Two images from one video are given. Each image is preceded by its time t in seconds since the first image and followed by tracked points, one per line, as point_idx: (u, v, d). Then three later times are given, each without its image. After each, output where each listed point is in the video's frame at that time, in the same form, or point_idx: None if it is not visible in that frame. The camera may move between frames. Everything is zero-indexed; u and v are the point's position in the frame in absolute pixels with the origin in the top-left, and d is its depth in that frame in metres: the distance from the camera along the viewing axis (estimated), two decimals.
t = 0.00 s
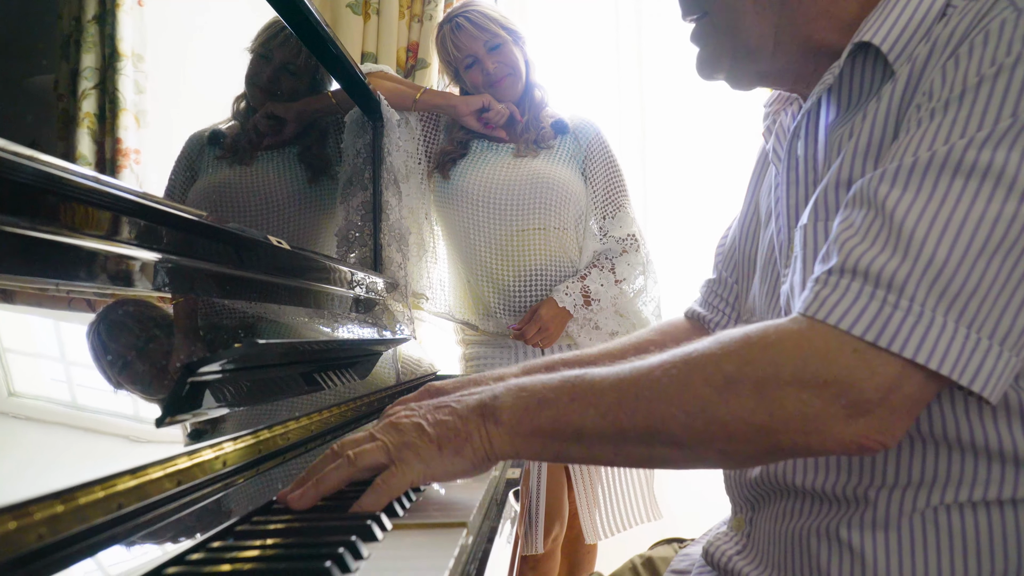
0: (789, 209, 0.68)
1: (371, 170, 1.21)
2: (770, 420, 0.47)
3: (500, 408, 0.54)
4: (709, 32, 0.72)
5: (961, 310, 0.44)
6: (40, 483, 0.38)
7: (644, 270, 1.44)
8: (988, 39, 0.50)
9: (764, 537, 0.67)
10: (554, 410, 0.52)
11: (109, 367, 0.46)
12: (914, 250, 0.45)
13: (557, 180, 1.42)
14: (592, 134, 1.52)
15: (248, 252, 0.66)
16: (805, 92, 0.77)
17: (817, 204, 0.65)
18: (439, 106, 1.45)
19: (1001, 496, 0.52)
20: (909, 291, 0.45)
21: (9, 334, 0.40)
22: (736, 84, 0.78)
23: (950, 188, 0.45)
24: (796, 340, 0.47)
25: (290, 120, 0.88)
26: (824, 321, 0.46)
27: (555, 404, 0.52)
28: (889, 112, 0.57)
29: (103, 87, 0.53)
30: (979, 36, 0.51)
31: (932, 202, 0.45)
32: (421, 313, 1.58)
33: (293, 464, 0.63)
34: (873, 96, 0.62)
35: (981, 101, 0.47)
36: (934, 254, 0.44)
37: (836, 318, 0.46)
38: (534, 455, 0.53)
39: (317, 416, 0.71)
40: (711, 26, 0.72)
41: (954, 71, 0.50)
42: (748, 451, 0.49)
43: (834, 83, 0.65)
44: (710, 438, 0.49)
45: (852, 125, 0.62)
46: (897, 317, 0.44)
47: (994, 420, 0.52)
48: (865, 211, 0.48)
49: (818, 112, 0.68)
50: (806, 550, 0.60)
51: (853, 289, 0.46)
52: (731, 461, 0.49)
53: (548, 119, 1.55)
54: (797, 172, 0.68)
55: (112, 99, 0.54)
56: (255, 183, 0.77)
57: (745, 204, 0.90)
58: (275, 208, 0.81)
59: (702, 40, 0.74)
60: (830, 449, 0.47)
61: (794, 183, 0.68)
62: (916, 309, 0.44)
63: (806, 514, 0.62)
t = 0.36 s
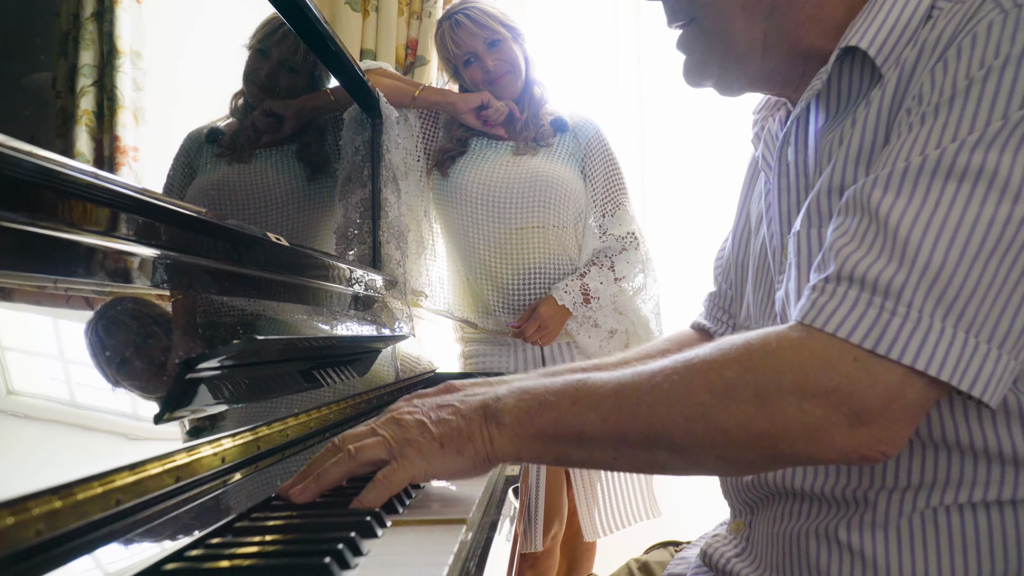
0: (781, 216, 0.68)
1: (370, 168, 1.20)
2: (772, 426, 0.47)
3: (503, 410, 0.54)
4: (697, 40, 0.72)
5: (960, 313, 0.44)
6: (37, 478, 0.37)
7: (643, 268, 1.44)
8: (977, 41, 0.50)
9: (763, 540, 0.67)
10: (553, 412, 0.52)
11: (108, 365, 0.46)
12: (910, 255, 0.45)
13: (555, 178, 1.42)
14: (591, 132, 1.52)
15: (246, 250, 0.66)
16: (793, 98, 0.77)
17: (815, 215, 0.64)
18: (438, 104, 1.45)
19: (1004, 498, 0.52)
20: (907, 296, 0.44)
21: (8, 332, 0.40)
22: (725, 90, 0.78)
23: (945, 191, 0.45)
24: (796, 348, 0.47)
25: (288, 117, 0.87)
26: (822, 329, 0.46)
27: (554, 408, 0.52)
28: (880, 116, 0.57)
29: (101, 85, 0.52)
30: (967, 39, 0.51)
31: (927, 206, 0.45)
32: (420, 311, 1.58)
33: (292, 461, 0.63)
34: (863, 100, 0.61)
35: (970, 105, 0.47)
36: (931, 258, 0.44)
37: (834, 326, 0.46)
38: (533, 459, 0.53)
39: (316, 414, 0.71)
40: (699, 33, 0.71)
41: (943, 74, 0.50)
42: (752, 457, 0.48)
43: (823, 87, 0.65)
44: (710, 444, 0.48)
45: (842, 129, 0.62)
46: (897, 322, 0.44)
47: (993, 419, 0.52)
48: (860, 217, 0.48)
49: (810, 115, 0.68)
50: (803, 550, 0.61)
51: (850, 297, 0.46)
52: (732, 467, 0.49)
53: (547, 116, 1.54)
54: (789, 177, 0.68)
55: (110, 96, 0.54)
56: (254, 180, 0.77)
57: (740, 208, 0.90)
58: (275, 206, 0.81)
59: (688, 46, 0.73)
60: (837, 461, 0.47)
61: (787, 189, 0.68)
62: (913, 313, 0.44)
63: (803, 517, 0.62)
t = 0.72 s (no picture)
0: (779, 221, 0.69)
1: (370, 167, 1.20)
2: (867, 462, 0.47)
3: (591, 423, 0.53)
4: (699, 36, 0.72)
5: None
6: (38, 476, 0.38)
7: (643, 267, 1.44)
8: (985, 50, 0.50)
9: (763, 538, 0.67)
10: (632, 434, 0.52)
11: (108, 363, 0.46)
12: (974, 287, 0.45)
13: (554, 178, 1.42)
14: (591, 131, 1.52)
15: (246, 248, 0.66)
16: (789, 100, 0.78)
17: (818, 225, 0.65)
18: (437, 102, 1.45)
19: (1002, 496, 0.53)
20: (976, 330, 0.45)
21: (8, 330, 0.40)
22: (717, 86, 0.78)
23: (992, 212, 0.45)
24: (867, 382, 0.48)
25: (288, 116, 0.88)
26: (894, 365, 0.47)
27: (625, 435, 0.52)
28: (893, 129, 0.57)
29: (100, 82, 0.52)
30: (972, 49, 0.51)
31: (975, 233, 0.46)
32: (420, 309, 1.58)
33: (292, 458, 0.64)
34: (864, 104, 0.62)
35: (979, 121, 0.48)
36: (993, 289, 0.45)
37: (903, 361, 0.47)
38: (621, 473, 0.53)
39: (316, 412, 0.71)
40: (699, 28, 0.71)
41: (956, 88, 0.51)
42: (848, 489, 0.48)
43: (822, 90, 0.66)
44: (802, 476, 0.49)
45: (842, 135, 0.62)
46: (971, 356, 0.45)
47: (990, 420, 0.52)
48: (907, 246, 0.49)
49: (808, 120, 0.68)
50: (802, 547, 0.61)
51: (916, 333, 0.47)
52: (828, 498, 0.49)
53: (547, 115, 1.54)
54: (786, 182, 0.69)
55: (110, 94, 0.54)
56: (254, 178, 0.77)
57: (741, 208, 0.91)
58: (275, 205, 0.82)
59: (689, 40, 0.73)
60: (935, 495, 0.46)
61: (782, 192, 0.69)
62: (988, 348, 0.45)
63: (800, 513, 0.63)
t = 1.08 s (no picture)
0: (814, 212, 0.70)
1: (370, 166, 1.21)
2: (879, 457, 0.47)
3: (597, 436, 0.54)
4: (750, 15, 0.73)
5: None
6: (39, 475, 0.38)
7: (643, 266, 1.44)
8: None
9: (774, 524, 0.67)
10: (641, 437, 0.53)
11: (107, 362, 0.47)
12: (1007, 286, 0.45)
13: (555, 177, 1.42)
14: (591, 130, 1.51)
15: (248, 247, 0.66)
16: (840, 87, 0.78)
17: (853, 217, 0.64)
18: (437, 102, 1.46)
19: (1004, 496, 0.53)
20: (1007, 329, 0.45)
21: (7, 330, 0.40)
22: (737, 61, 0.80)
23: None
24: (890, 376, 0.48)
25: (288, 115, 0.88)
26: (918, 361, 0.47)
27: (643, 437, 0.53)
28: (934, 123, 0.57)
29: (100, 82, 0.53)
30: None
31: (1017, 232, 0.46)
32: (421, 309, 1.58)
33: (294, 457, 0.64)
34: (911, 100, 0.62)
35: None
36: None
37: (927, 355, 0.47)
38: (626, 483, 0.53)
39: (317, 410, 0.72)
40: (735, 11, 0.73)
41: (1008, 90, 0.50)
42: (857, 489, 0.48)
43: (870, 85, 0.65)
44: (809, 473, 0.49)
45: (890, 130, 0.62)
46: (996, 356, 0.45)
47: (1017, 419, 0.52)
48: (941, 242, 0.49)
49: (854, 113, 0.68)
50: (815, 528, 0.61)
51: (944, 329, 0.47)
52: (835, 497, 0.49)
53: (547, 114, 1.54)
54: (823, 172, 0.70)
55: (110, 93, 0.54)
56: (255, 178, 0.77)
57: (769, 203, 0.90)
58: (277, 204, 0.82)
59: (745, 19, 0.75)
60: (943, 487, 0.47)
61: (819, 182, 0.70)
62: (1014, 346, 0.45)
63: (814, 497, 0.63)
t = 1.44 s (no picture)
0: (854, 210, 0.69)
1: (370, 164, 1.21)
2: None
3: (835, 491, 0.46)
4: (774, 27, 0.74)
5: None
6: (42, 471, 0.38)
7: (643, 264, 1.43)
8: None
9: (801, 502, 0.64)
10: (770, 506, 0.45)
11: (108, 361, 0.47)
12: None
13: (555, 176, 1.41)
14: (591, 128, 1.51)
15: (251, 244, 0.66)
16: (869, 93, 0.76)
17: (909, 220, 0.66)
18: (438, 99, 1.46)
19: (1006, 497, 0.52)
20: None
21: (8, 327, 0.40)
22: (764, 69, 0.80)
23: None
24: None
25: (288, 113, 0.87)
26: None
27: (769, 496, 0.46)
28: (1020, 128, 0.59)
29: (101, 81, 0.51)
30: None
31: None
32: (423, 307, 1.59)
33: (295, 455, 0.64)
34: (970, 102, 0.64)
35: None
36: None
37: None
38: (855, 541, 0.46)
39: (320, 407, 0.72)
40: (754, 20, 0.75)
41: None
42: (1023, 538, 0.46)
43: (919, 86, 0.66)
44: (968, 518, 0.46)
45: (953, 131, 0.64)
46: None
47: None
48: None
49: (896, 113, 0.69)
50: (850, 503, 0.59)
51: None
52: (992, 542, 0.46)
53: (548, 112, 1.54)
54: (862, 171, 0.70)
55: (110, 90, 0.54)
56: (255, 176, 0.77)
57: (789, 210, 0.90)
58: (278, 202, 0.82)
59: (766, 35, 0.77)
60: None
61: (858, 180, 0.70)
62: None
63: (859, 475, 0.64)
